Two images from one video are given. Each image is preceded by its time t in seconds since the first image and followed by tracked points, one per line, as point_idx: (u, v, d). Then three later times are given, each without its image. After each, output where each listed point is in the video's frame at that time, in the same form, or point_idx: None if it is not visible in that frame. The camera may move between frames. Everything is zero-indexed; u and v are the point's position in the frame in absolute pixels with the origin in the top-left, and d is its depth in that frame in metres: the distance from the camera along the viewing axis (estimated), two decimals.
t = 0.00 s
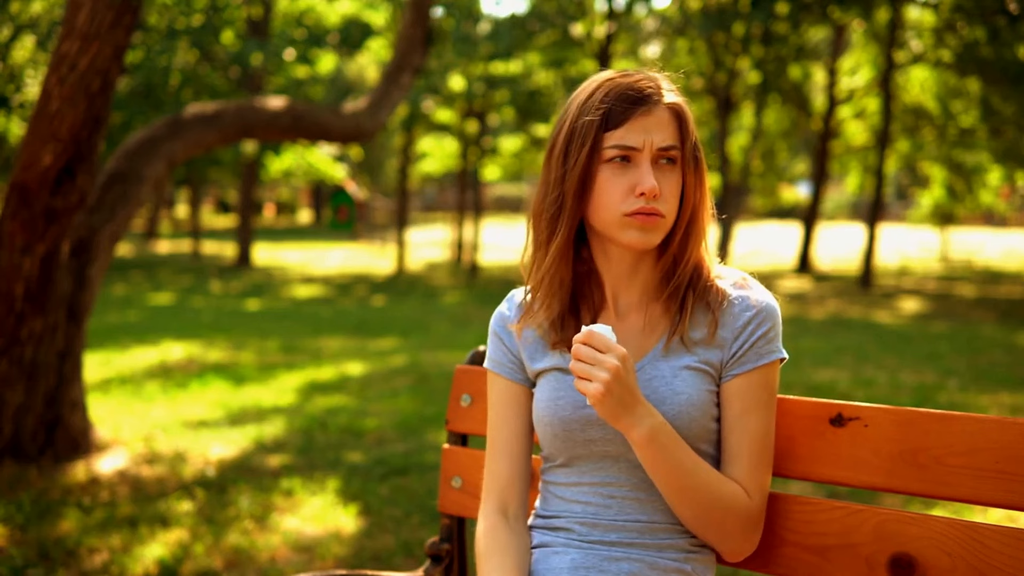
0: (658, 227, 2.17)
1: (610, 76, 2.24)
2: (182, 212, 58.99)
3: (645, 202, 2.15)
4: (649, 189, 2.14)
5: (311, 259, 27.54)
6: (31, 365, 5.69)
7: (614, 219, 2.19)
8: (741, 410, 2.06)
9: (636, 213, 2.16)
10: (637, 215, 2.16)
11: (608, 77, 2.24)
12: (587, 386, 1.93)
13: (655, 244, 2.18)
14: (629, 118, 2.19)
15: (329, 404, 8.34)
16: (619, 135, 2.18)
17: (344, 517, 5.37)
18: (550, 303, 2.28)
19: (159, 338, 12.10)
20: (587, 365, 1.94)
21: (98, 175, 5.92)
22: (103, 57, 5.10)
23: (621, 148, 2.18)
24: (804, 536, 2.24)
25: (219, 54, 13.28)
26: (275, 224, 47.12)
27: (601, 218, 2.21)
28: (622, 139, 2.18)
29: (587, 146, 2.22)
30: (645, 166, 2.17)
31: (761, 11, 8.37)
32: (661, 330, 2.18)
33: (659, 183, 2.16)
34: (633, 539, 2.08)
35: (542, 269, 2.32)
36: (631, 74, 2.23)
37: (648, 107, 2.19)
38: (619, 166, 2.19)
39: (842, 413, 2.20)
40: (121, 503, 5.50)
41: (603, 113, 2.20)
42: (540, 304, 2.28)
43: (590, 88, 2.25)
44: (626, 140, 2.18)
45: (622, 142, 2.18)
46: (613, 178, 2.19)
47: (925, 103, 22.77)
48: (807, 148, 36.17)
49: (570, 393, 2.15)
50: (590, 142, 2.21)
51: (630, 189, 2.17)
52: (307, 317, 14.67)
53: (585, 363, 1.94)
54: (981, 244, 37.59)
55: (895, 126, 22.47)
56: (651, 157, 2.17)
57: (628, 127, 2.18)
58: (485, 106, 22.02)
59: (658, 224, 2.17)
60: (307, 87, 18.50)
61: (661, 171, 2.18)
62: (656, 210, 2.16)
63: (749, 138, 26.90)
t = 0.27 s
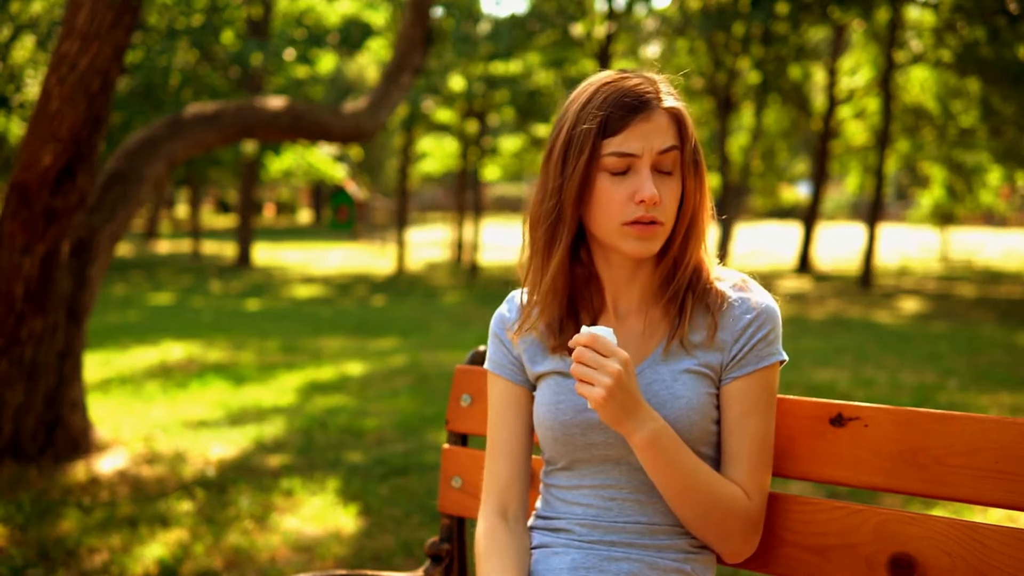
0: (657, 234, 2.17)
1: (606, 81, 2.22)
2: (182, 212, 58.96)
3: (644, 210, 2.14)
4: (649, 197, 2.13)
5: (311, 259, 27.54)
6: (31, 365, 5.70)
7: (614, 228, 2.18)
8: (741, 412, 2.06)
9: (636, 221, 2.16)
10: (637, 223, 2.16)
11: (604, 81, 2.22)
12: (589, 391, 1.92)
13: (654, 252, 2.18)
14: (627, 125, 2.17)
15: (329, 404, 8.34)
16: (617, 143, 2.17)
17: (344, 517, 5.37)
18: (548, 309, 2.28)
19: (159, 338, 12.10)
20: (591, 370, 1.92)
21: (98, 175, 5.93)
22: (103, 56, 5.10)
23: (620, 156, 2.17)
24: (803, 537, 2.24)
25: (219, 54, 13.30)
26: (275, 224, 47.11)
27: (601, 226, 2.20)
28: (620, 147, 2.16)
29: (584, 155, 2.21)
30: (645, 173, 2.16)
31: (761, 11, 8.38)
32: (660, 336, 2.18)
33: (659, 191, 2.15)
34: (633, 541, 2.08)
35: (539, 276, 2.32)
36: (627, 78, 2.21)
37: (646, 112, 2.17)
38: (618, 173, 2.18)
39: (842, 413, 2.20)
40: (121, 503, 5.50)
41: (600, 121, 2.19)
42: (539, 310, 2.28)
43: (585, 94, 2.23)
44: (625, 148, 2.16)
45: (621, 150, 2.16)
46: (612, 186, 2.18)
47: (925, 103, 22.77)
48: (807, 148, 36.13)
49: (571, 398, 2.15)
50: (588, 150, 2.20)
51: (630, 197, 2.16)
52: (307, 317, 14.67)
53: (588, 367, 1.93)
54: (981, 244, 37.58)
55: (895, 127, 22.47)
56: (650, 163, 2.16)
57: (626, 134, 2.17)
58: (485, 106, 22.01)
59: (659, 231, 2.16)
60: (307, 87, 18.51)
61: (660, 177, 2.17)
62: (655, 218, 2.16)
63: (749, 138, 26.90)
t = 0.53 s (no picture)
0: (654, 239, 2.16)
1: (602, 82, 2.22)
2: (182, 212, 58.96)
3: (641, 214, 2.14)
4: (646, 203, 2.13)
5: (311, 259, 27.54)
6: (31, 365, 5.70)
7: (611, 231, 2.18)
8: (740, 412, 2.06)
9: (633, 225, 2.15)
10: (634, 227, 2.15)
11: (601, 82, 2.21)
12: (596, 388, 1.90)
13: (652, 256, 2.17)
14: (624, 129, 2.16)
15: (329, 404, 8.34)
16: (614, 146, 2.16)
17: (344, 517, 5.37)
18: (547, 308, 2.28)
19: (159, 338, 12.09)
20: (599, 367, 1.90)
21: (98, 175, 5.93)
22: (103, 56, 5.10)
23: (617, 159, 2.16)
24: (804, 537, 2.24)
25: (219, 54, 13.31)
26: (276, 224, 47.10)
27: (599, 230, 2.20)
28: (617, 150, 2.16)
29: (582, 158, 2.20)
30: (641, 178, 2.15)
31: (761, 11, 8.39)
32: (659, 337, 2.19)
33: (656, 195, 2.14)
34: (633, 541, 2.08)
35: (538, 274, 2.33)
36: (623, 80, 2.21)
37: (644, 116, 2.16)
38: (615, 176, 2.17)
39: (842, 413, 2.20)
40: (121, 503, 5.50)
41: (598, 124, 2.18)
42: (537, 311, 2.28)
43: (582, 96, 2.23)
44: (623, 151, 2.15)
45: (618, 153, 2.16)
46: (609, 190, 2.18)
47: (925, 103, 22.77)
48: (808, 148, 36.12)
49: (570, 400, 2.15)
50: (585, 153, 2.20)
51: (627, 202, 2.15)
52: (307, 317, 14.68)
53: (597, 363, 1.90)
54: (981, 244, 37.58)
55: (895, 127, 22.47)
56: (647, 168, 2.15)
57: (623, 138, 2.16)
58: (485, 106, 22.00)
59: (655, 235, 2.16)
60: (307, 87, 18.50)
61: (657, 182, 2.16)
62: (652, 223, 2.15)
63: (749, 138, 26.90)
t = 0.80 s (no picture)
0: (651, 248, 2.13)
1: (601, 92, 2.19)
2: (182, 212, 58.96)
3: (637, 225, 2.10)
4: (643, 217, 2.09)
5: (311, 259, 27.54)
6: (31, 365, 5.70)
7: (608, 239, 2.14)
8: (734, 402, 2.06)
9: (629, 235, 2.12)
10: (629, 237, 2.12)
11: (599, 92, 2.19)
12: (627, 327, 1.87)
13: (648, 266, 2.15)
14: (624, 140, 2.13)
15: (329, 404, 8.34)
16: (612, 157, 2.13)
17: (344, 517, 5.37)
18: (545, 311, 2.27)
19: (159, 338, 12.09)
20: (632, 310, 1.87)
21: (98, 175, 5.93)
22: (103, 56, 5.10)
23: (615, 169, 2.13)
24: (804, 537, 2.24)
25: (219, 54, 13.31)
26: (275, 223, 47.10)
27: (597, 237, 2.17)
28: (616, 160, 2.12)
29: (580, 169, 2.18)
30: (640, 189, 2.12)
31: (761, 12, 8.39)
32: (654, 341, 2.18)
33: (654, 205, 2.11)
34: (632, 539, 2.08)
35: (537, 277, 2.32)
36: (623, 91, 2.18)
37: (643, 127, 2.13)
38: (613, 185, 2.14)
39: (842, 413, 2.21)
40: (121, 503, 5.50)
41: (597, 134, 2.15)
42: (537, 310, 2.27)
43: (582, 105, 2.21)
44: (620, 163, 2.12)
45: (616, 164, 2.12)
46: (609, 201, 2.14)
47: (925, 103, 22.76)
48: (808, 148, 36.12)
49: (568, 400, 2.15)
50: (584, 163, 2.16)
51: (624, 213, 2.11)
52: (307, 317, 14.68)
53: (631, 307, 1.87)
54: (981, 244, 37.58)
55: (895, 127, 22.47)
56: (646, 179, 2.12)
57: (623, 148, 2.12)
58: (485, 106, 21.99)
59: (652, 245, 2.13)
60: (307, 87, 18.50)
61: (655, 193, 2.12)
62: (649, 233, 2.12)
63: (749, 137, 26.90)
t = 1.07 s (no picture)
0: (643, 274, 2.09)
1: (610, 107, 2.10)
2: (182, 212, 58.95)
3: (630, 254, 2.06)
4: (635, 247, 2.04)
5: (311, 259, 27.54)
6: (31, 365, 5.70)
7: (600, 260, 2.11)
8: (724, 393, 2.07)
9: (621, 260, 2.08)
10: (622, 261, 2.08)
11: (607, 107, 2.11)
12: (629, 290, 1.98)
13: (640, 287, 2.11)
14: (624, 165, 2.05)
15: (329, 404, 8.34)
16: (612, 182, 2.06)
17: (344, 517, 5.37)
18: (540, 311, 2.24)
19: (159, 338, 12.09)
20: (636, 275, 1.98)
21: (98, 175, 5.93)
22: (103, 56, 5.10)
23: (613, 193, 2.07)
24: (804, 536, 2.24)
25: (219, 54, 13.30)
26: (275, 223, 47.11)
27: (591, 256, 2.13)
28: (615, 184, 2.06)
29: (577, 191, 2.11)
30: (633, 215, 2.07)
31: (761, 11, 8.38)
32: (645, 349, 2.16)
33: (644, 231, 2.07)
34: (630, 537, 2.08)
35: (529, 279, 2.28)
36: (632, 111, 2.09)
37: (646, 154, 2.05)
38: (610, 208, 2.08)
39: (842, 413, 2.21)
40: (121, 503, 5.50)
41: (599, 156, 2.07)
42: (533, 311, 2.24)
43: (589, 117, 2.12)
44: (617, 188, 2.06)
45: (615, 190, 2.06)
46: (603, 221, 2.10)
47: (925, 103, 22.76)
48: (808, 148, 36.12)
49: (562, 400, 2.15)
50: (582, 185, 2.09)
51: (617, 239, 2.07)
52: (307, 317, 14.67)
53: (636, 271, 1.99)
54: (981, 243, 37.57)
55: (895, 127, 22.46)
56: (640, 205, 2.06)
57: (622, 175, 2.05)
58: (485, 106, 21.98)
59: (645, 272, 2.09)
60: (307, 87, 18.49)
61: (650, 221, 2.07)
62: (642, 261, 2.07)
63: (749, 137, 26.90)
